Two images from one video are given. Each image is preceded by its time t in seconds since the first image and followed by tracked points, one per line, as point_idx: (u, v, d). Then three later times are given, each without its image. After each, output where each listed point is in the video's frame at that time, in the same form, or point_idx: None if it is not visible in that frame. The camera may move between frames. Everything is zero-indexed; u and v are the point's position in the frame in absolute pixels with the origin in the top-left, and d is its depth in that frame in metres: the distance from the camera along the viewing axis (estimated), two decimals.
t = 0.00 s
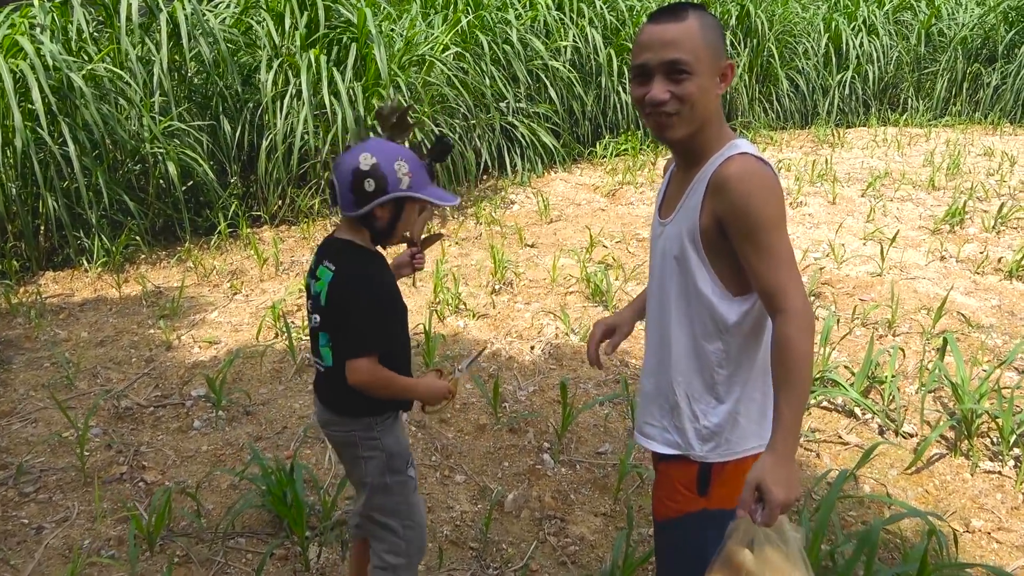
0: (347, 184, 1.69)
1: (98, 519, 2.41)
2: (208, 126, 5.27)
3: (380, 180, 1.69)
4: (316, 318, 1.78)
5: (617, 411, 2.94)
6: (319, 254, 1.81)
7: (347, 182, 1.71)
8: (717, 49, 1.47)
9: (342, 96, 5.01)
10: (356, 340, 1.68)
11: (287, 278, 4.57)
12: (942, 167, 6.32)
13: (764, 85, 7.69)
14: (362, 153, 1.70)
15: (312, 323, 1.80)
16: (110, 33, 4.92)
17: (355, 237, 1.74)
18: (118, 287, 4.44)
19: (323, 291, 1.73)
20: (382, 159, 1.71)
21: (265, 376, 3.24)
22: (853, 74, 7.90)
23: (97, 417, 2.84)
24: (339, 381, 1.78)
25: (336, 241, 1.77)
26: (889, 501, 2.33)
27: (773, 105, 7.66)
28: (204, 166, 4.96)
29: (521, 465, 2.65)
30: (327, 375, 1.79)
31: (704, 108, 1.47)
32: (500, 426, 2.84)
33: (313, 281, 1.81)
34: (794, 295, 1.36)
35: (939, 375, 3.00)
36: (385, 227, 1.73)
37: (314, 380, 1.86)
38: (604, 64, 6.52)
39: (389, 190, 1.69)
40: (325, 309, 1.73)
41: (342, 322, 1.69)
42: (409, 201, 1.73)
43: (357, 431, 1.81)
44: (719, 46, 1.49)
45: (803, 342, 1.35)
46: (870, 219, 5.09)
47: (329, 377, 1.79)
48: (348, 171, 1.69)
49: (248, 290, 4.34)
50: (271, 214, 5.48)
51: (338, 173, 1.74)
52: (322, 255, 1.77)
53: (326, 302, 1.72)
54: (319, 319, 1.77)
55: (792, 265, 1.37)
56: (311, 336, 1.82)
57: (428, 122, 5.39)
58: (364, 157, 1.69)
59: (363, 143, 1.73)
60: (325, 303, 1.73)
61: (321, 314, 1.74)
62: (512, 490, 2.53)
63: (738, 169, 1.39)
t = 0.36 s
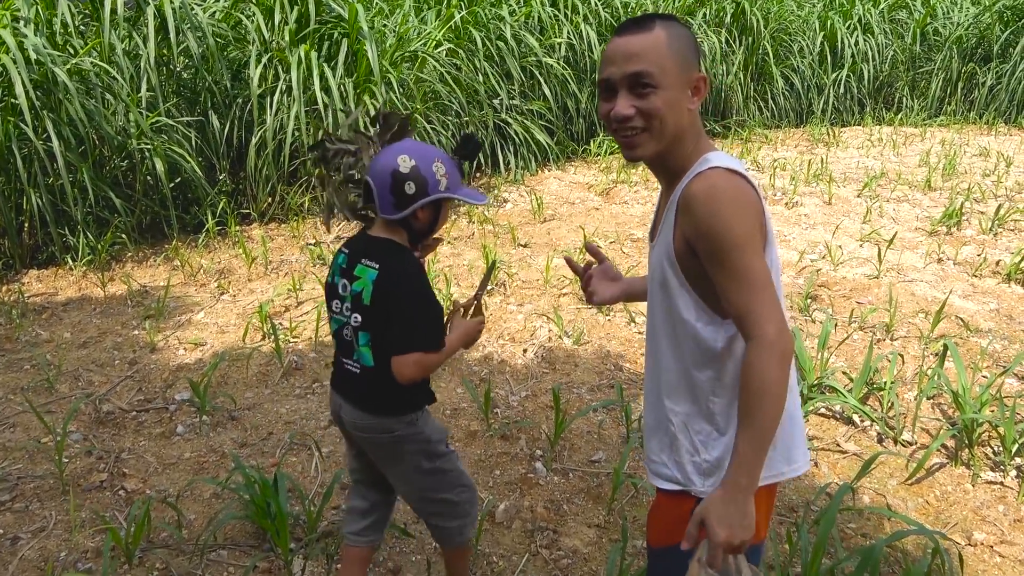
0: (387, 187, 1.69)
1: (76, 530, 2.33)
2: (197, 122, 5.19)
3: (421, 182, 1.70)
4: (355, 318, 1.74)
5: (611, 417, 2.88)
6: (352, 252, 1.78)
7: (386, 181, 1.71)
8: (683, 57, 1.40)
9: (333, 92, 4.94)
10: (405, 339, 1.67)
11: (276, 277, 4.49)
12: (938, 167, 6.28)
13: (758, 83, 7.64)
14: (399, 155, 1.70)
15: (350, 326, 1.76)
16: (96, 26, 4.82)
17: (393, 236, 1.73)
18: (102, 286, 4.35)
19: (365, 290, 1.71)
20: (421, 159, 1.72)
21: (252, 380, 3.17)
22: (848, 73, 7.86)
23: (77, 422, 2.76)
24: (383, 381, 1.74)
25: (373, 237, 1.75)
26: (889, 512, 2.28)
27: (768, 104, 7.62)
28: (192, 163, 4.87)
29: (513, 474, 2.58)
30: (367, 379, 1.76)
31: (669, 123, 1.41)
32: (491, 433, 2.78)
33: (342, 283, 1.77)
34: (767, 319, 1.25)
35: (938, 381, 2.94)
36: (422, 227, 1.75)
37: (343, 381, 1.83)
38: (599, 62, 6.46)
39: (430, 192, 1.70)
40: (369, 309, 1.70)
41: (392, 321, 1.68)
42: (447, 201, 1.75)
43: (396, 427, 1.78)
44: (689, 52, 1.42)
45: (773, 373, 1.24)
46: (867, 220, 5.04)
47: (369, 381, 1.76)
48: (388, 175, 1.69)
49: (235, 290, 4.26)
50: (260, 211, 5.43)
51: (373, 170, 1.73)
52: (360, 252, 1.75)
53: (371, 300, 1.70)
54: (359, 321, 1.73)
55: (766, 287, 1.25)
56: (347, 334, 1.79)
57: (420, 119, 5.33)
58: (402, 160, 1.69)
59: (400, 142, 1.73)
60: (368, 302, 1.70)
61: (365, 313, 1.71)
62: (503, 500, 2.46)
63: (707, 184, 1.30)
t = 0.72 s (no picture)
0: (454, 219, 1.66)
1: (56, 539, 2.27)
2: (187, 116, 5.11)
3: (489, 208, 1.67)
4: (436, 342, 1.74)
5: (606, 423, 2.83)
6: (426, 274, 1.77)
7: (452, 207, 1.68)
8: (623, 72, 1.26)
9: (326, 87, 4.87)
10: (495, 362, 1.68)
11: (266, 275, 4.43)
12: (936, 166, 6.23)
13: (754, 80, 7.64)
14: (463, 182, 1.66)
15: (432, 349, 1.74)
16: (84, 18, 4.72)
17: (467, 260, 1.72)
18: (89, 283, 4.27)
19: (448, 315, 1.70)
20: (485, 184, 1.67)
21: (240, 382, 3.11)
22: (845, 70, 7.82)
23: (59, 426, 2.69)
24: (471, 398, 1.74)
25: (447, 260, 1.74)
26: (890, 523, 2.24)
27: (764, 101, 7.59)
28: (182, 158, 4.79)
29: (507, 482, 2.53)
30: (453, 396, 1.75)
31: (620, 136, 1.30)
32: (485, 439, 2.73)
33: (421, 305, 1.76)
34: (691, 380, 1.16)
35: (940, 387, 2.90)
36: (494, 249, 1.73)
37: (422, 397, 1.83)
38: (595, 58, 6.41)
39: (498, 218, 1.67)
40: (456, 331, 1.69)
41: (483, 342, 1.67)
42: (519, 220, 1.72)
43: (477, 440, 1.80)
44: (651, 58, 1.25)
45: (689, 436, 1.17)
46: (865, 219, 5.00)
47: (452, 397, 1.76)
48: (453, 206, 1.66)
49: (225, 288, 4.19)
50: (251, 207, 5.35)
51: (438, 195, 1.70)
52: (435, 276, 1.74)
53: (456, 325, 1.69)
54: (443, 344, 1.72)
55: (704, 340, 1.15)
56: (423, 354, 1.79)
57: (413, 115, 5.27)
58: (466, 189, 1.65)
59: (463, 165, 1.68)
60: (452, 326, 1.69)
61: (449, 337, 1.70)
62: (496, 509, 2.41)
63: (655, 215, 1.17)
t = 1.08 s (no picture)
0: (496, 210, 1.65)
1: (10, 554, 2.18)
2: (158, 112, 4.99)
3: (531, 200, 1.65)
4: (475, 323, 1.73)
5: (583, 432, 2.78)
6: (464, 260, 1.77)
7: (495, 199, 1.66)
8: (587, 75, 1.29)
9: (300, 85, 4.77)
10: (535, 332, 1.67)
11: (237, 276, 4.33)
12: (911, 171, 6.26)
13: (733, 83, 7.65)
14: (506, 174, 1.63)
15: (471, 331, 1.73)
16: (50, 9, 4.58)
17: (504, 245, 1.70)
18: (53, 283, 4.15)
19: (486, 296, 1.69)
20: (527, 175, 1.65)
21: (208, 388, 3.02)
22: (822, 74, 7.85)
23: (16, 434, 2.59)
24: (504, 382, 1.76)
25: (486, 244, 1.73)
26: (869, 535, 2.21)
27: (742, 104, 7.60)
28: (152, 155, 4.68)
29: (481, 493, 2.48)
30: (486, 378, 1.76)
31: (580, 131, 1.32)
32: (459, 448, 2.67)
33: (459, 290, 1.76)
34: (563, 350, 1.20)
35: (918, 396, 2.89)
36: (534, 238, 1.71)
37: (458, 383, 1.83)
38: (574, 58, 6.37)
39: (539, 209, 1.66)
40: (494, 313, 1.68)
41: (523, 322, 1.67)
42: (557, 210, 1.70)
43: (502, 430, 1.83)
44: (615, 61, 1.26)
45: (554, 404, 1.21)
46: (842, 224, 5.00)
47: (484, 382, 1.77)
48: (496, 197, 1.63)
49: (194, 289, 4.09)
50: (223, 206, 5.24)
51: (481, 186, 1.68)
52: (474, 261, 1.73)
53: (495, 306, 1.68)
54: (480, 326, 1.72)
55: (579, 317, 1.19)
56: (460, 338, 1.79)
57: (390, 114, 5.19)
58: (509, 181, 1.62)
59: (505, 157, 1.64)
60: (491, 307, 1.69)
61: (488, 319, 1.69)
62: (469, 522, 2.36)
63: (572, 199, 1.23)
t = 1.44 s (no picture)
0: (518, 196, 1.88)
1: None
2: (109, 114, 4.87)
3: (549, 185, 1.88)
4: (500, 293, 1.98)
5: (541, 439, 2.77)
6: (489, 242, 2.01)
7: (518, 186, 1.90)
8: (546, 65, 1.56)
9: (256, 87, 4.69)
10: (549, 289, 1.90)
11: (190, 282, 4.23)
12: (866, 177, 6.37)
13: (693, 89, 7.72)
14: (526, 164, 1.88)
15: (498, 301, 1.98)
16: None
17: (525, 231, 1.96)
18: None
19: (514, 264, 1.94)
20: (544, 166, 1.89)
21: (157, 398, 2.94)
22: (780, 81, 7.96)
23: None
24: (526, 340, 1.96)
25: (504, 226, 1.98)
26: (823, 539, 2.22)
27: (702, 109, 7.67)
28: (103, 158, 4.55)
29: (438, 502, 2.45)
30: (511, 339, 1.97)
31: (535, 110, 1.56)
32: (416, 457, 2.63)
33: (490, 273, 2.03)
34: (475, 262, 1.44)
35: (872, 399, 2.92)
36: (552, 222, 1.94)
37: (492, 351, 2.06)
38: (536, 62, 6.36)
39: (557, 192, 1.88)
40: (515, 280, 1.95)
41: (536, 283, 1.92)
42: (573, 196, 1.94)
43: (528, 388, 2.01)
44: (568, 54, 1.54)
45: (459, 303, 1.44)
46: (798, 229, 5.07)
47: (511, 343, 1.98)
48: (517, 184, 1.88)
49: (145, 296, 3.99)
50: (177, 210, 5.13)
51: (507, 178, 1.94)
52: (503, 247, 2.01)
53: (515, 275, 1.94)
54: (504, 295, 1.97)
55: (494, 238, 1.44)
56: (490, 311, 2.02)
57: (349, 118, 5.13)
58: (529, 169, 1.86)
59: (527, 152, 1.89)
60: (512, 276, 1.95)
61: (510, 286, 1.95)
62: (426, 532, 2.32)
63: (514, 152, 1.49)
